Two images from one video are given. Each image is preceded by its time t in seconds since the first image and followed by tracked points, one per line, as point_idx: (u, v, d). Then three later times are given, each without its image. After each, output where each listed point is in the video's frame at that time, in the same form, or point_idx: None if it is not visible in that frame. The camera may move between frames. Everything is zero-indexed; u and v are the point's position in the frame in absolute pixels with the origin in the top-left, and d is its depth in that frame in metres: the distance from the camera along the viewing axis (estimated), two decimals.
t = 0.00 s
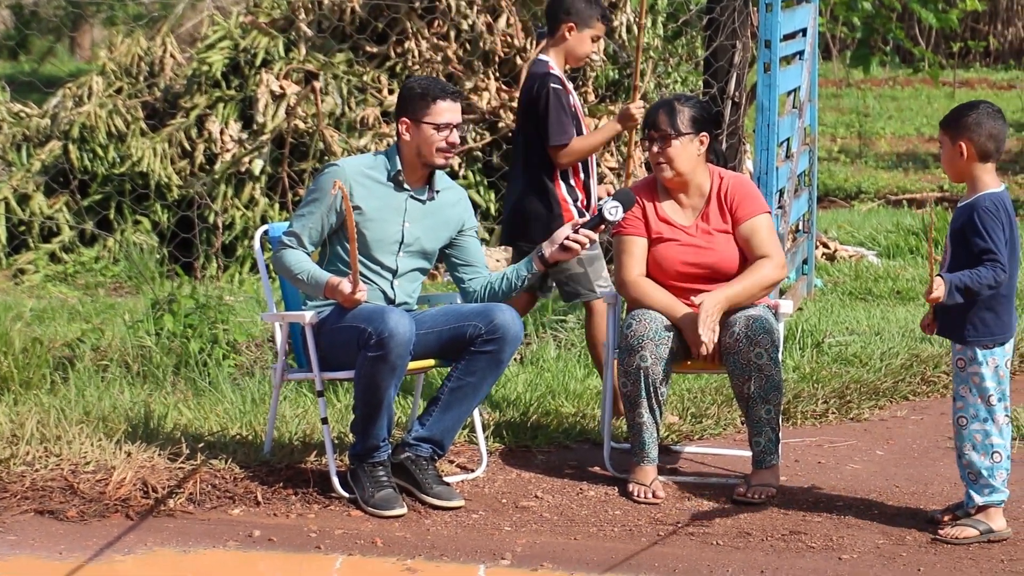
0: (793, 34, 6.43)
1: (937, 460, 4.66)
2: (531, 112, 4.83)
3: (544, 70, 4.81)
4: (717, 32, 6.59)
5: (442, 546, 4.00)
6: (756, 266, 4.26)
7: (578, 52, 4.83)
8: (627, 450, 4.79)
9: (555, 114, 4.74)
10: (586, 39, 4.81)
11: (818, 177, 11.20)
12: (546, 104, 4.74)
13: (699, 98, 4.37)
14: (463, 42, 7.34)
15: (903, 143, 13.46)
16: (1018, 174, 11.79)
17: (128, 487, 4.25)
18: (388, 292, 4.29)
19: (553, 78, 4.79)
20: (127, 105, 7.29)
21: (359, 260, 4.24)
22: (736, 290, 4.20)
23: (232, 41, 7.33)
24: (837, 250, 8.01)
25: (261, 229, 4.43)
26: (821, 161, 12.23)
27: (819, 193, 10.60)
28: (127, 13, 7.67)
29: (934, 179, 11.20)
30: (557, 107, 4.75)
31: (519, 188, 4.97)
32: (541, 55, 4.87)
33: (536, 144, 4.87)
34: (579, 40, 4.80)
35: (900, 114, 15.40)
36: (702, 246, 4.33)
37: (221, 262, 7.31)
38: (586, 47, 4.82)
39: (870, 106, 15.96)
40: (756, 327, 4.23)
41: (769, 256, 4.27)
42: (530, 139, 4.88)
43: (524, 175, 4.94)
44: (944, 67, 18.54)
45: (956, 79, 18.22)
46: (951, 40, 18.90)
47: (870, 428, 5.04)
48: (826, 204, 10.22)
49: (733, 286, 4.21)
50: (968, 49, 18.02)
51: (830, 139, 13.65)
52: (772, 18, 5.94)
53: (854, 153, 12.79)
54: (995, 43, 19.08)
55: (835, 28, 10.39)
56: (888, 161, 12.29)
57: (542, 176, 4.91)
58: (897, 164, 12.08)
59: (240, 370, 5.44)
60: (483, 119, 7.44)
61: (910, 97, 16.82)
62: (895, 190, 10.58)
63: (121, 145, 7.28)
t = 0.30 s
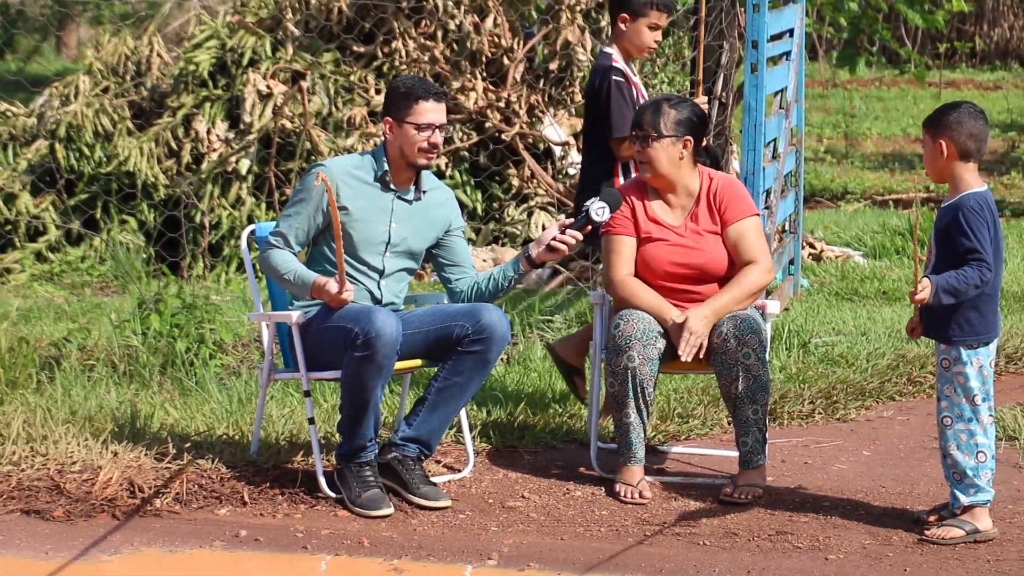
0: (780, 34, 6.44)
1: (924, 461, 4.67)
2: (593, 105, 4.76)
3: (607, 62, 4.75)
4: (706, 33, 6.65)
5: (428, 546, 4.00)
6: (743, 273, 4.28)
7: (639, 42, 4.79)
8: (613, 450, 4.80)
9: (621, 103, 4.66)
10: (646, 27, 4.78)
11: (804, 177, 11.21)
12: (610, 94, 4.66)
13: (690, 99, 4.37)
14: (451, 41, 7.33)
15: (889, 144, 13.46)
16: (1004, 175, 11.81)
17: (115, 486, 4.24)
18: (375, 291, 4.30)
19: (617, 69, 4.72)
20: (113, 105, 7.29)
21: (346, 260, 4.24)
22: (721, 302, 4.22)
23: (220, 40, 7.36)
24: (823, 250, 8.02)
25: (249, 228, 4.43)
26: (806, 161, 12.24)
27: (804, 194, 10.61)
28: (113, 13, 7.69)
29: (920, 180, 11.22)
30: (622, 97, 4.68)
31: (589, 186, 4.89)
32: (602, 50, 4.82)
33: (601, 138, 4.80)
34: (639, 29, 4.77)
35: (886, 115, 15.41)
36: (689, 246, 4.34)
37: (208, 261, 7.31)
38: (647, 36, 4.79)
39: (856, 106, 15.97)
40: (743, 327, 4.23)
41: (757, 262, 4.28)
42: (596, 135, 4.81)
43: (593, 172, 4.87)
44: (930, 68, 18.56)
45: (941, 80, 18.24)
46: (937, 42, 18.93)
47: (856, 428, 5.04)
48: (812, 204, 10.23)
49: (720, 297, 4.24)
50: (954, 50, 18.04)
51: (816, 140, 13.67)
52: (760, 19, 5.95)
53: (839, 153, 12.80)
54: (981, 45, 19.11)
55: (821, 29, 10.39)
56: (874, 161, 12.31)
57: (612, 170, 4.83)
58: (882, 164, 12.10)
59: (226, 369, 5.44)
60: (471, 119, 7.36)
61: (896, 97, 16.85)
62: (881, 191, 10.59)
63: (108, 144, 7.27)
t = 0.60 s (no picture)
0: (754, 34, 6.45)
1: (898, 460, 4.68)
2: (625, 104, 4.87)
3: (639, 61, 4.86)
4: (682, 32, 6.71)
5: (403, 548, 4.00)
6: (716, 273, 4.29)
7: (671, 39, 4.84)
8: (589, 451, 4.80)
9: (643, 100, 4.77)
10: (677, 23, 4.82)
11: (779, 177, 11.23)
12: (632, 94, 4.80)
13: (666, 101, 4.38)
14: (426, 43, 7.29)
15: (863, 143, 13.49)
16: (979, 174, 11.86)
17: (89, 489, 4.24)
18: (349, 293, 4.30)
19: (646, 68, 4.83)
20: (87, 107, 7.32)
21: (320, 263, 4.24)
22: (694, 302, 4.24)
23: (193, 42, 7.36)
24: (798, 250, 8.02)
25: (223, 232, 4.43)
26: (781, 162, 12.27)
27: (779, 194, 10.64)
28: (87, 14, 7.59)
29: (894, 179, 11.25)
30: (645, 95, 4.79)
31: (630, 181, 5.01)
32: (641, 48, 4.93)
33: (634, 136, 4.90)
34: (669, 26, 4.83)
35: (861, 115, 15.45)
36: (665, 247, 4.34)
37: (183, 264, 7.35)
38: (680, 32, 4.83)
39: (830, 106, 16.00)
40: (718, 329, 4.24)
41: (730, 263, 4.29)
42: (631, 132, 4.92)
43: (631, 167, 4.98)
44: (905, 68, 18.63)
45: (915, 79, 18.27)
46: (912, 41, 18.98)
47: (831, 428, 5.05)
48: (787, 205, 10.26)
49: (694, 297, 4.26)
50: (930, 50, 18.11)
51: (791, 140, 13.70)
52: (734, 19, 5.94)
53: (814, 154, 12.83)
54: (956, 45, 19.19)
55: (795, 28, 10.42)
56: (848, 160, 12.36)
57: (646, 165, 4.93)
58: (857, 163, 12.14)
59: (201, 372, 5.44)
60: (446, 121, 7.37)
61: (871, 96, 16.91)
62: (856, 191, 10.63)
63: (81, 147, 7.29)
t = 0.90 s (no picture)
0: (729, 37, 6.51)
1: (877, 460, 4.69)
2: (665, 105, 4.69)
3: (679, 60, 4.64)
4: (659, 33, 6.57)
5: (382, 549, 4.00)
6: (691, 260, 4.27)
7: (712, 38, 4.56)
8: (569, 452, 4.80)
9: (679, 104, 4.57)
10: (716, 20, 4.54)
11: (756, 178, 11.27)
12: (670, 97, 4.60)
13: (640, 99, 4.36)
14: (403, 45, 7.23)
15: (840, 144, 13.52)
16: (956, 174, 11.91)
17: (69, 491, 4.23)
18: (328, 295, 4.30)
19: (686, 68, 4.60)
20: (65, 109, 7.33)
21: (299, 264, 4.24)
22: (670, 271, 4.20)
23: (171, 44, 7.33)
24: (776, 251, 7.96)
25: (202, 232, 4.43)
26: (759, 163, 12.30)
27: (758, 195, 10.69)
28: (65, 16, 7.36)
29: (872, 180, 11.30)
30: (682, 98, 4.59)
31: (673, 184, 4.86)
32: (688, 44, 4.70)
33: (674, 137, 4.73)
34: (709, 24, 4.55)
35: (839, 115, 15.49)
36: (643, 246, 4.34)
37: (161, 265, 7.45)
38: (720, 29, 4.55)
39: (807, 106, 16.03)
40: (697, 330, 4.25)
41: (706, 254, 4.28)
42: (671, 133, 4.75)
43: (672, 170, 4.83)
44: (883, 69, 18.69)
45: (893, 80, 18.31)
46: (890, 41, 19.05)
47: (810, 428, 5.06)
48: (766, 205, 10.29)
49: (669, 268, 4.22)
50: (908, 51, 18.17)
51: (769, 141, 13.74)
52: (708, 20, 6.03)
53: (792, 155, 12.87)
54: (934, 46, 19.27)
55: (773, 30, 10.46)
56: (826, 161, 12.42)
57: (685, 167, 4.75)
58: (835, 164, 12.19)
59: (180, 374, 5.44)
60: (423, 122, 7.24)
61: (849, 97, 16.97)
62: (834, 192, 10.67)
63: (59, 148, 7.35)
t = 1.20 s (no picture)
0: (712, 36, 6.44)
1: (856, 460, 4.71)
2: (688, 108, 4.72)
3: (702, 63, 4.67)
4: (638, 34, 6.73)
5: (361, 549, 4.00)
6: (677, 268, 4.30)
7: (734, 41, 4.57)
8: (549, 451, 4.81)
9: (697, 108, 4.60)
10: (739, 25, 4.53)
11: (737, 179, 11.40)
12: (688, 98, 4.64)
13: (619, 100, 4.38)
14: (383, 44, 7.27)
15: (820, 144, 13.58)
16: (936, 174, 11.98)
17: (48, 491, 4.23)
18: (308, 295, 4.30)
19: (706, 72, 4.62)
20: (44, 108, 7.30)
21: (279, 264, 4.24)
22: (660, 292, 4.23)
23: (151, 43, 7.32)
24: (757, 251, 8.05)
25: (182, 232, 4.43)
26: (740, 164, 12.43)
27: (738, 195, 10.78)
28: (43, 16, 7.42)
29: (852, 180, 11.36)
30: (699, 100, 4.62)
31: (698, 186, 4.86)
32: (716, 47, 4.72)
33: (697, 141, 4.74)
34: (732, 27, 4.55)
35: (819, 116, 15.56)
36: (624, 247, 4.35)
37: (141, 265, 7.41)
38: (742, 33, 4.54)
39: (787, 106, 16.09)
40: (675, 330, 4.25)
41: (690, 260, 4.31)
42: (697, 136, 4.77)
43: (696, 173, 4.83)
44: (864, 69, 18.78)
45: (873, 80, 18.33)
46: (870, 41, 19.13)
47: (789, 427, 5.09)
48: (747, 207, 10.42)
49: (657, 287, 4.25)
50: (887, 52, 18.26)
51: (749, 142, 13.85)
52: (690, 21, 6.08)
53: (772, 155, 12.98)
54: (915, 47, 19.37)
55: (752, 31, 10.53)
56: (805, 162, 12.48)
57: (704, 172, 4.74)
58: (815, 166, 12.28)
59: (159, 373, 5.46)
60: (404, 121, 7.33)
61: (829, 97, 17.03)
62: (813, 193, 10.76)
63: (38, 148, 7.30)
